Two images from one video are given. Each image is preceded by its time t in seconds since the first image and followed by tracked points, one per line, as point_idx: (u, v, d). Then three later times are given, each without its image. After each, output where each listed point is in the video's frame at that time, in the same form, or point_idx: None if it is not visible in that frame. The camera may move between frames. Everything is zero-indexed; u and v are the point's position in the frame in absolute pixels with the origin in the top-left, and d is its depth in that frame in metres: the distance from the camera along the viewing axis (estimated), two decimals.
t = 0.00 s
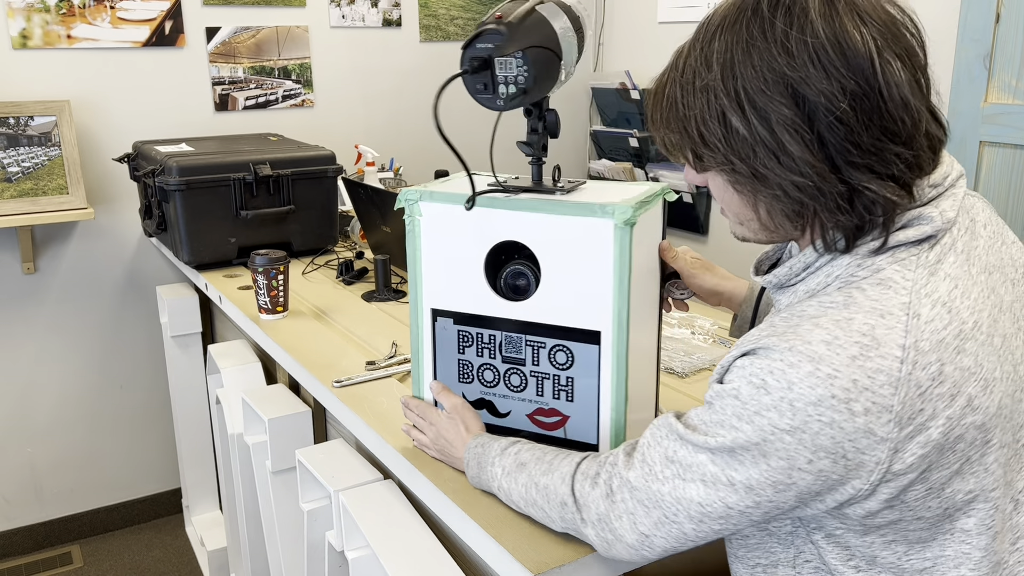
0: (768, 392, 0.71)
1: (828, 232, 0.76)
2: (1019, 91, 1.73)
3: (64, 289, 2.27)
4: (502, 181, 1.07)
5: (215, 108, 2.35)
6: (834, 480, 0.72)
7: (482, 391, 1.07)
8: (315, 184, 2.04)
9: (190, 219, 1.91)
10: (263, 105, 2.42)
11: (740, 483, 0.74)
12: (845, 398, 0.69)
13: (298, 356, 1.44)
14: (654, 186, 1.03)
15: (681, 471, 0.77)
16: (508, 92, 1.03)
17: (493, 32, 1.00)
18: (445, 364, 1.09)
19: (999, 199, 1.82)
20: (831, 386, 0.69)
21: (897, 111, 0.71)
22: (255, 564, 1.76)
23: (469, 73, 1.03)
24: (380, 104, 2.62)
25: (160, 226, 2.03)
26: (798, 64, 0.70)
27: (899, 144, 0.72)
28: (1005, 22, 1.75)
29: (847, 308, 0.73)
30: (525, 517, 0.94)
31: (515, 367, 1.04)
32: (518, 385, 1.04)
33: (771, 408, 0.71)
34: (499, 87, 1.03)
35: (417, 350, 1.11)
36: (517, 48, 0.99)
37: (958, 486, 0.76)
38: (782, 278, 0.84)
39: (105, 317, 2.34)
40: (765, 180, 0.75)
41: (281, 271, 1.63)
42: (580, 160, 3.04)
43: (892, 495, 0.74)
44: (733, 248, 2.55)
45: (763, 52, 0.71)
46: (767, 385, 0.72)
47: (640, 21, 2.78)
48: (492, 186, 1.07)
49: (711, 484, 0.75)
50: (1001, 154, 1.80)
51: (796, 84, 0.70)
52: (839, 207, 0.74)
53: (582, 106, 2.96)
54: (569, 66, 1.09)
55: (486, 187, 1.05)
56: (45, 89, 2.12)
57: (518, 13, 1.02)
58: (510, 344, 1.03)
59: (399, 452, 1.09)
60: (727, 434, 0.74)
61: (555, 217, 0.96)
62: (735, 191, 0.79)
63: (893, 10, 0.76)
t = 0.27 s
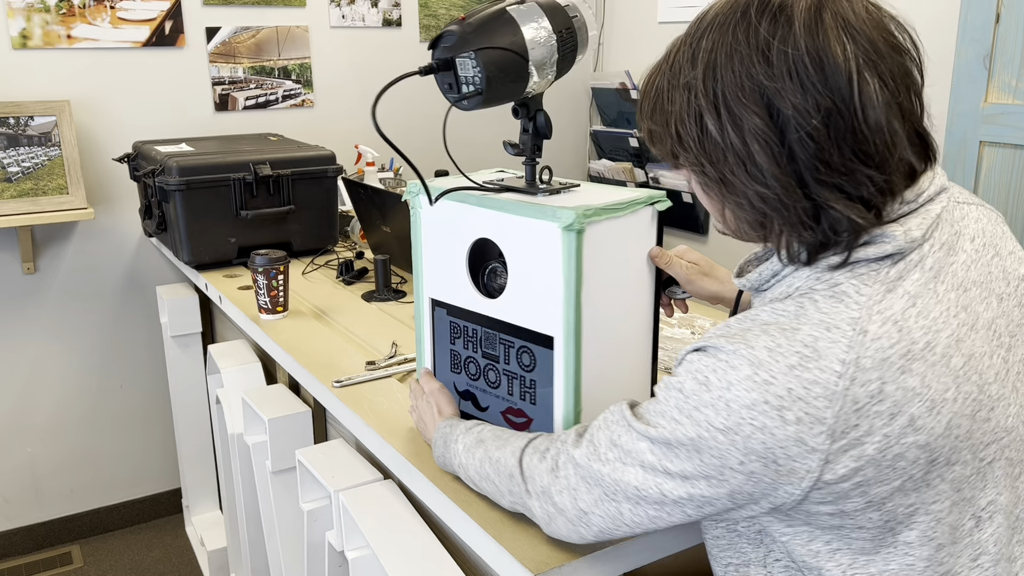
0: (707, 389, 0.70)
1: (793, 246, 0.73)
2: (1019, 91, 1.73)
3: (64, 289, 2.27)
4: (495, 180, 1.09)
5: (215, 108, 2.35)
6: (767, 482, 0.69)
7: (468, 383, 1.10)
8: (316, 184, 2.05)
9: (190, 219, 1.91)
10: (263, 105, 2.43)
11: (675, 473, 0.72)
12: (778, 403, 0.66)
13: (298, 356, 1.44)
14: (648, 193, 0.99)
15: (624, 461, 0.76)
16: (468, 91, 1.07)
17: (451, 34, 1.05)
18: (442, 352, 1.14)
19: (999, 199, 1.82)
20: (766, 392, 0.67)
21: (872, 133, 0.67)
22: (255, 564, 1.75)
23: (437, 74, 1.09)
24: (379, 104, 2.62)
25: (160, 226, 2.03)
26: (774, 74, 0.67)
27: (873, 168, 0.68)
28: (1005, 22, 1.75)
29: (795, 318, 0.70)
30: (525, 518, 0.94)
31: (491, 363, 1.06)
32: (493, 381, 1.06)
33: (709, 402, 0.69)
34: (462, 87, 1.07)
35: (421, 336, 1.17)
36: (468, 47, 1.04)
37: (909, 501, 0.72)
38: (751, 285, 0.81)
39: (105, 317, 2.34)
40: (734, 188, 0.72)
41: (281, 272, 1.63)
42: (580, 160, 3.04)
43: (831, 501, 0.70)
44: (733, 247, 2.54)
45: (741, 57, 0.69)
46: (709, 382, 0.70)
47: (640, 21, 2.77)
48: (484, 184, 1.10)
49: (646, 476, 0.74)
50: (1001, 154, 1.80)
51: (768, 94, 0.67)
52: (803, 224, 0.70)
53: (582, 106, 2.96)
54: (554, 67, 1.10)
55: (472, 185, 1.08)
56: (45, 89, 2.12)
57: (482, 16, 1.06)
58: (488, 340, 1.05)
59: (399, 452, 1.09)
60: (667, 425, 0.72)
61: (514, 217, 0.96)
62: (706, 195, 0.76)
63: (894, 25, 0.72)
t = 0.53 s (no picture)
0: (677, 353, 0.70)
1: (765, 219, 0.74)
2: (1019, 91, 1.73)
3: (64, 289, 2.27)
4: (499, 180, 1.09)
5: (215, 108, 2.35)
6: (730, 454, 0.69)
7: (470, 380, 1.11)
8: (316, 184, 2.04)
9: (190, 219, 1.91)
10: (263, 105, 2.43)
11: (639, 438, 0.71)
12: (743, 370, 0.66)
13: (298, 356, 1.44)
14: (647, 196, 0.99)
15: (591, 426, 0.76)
16: (462, 89, 1.07)
17: (447, 32, 1.07)
18: (448, 348, 1.14)
19: (999, 199, 1.82)
20: (733, 357, 0.66)
21: (850, 118, 0.66)
22: (254, 564, 1.75)
23: (435, 72, 1.11)
24: (379, 104, 2.62)
25: (160, 226, 2.03)
26: (765, 42, 0.67)
27: (845, 152, 0.67)
28: (1005, 22, 1.75)
29: (768, 293, 0.69)
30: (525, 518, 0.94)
31: (490, 361, 1.06)
32: (493, 378, 1.06)
33: (676, 365, 0.69)
34: (457, 85, 1.08)
35: (428, 332, 1.18)
36: (460, 46, 1.05)
37: (876, 485, 0.70)
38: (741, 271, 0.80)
39: (104, 317, 2.34)
40: (713, 149, 0.73)
41: (281, 272, 1.63)
42: (580, 159, 3.04)
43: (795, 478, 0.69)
44: (733, 246, 2.54)
45: (742, 20, 0.69)
46: (679, 347, 0.70)
47: (640, 21, 2.77)
48: (489, 183, 1.10)
49: (610, 437, 0.74)
50: (1001, 154, 1.80)
51: (758, 61, 0.68)
52: (771, 193, 0.71)
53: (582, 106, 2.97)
54: (554, 66, 1.09)
55: (475, 182, 1.08)
56: (45, 89, 2.12)
57: (478, 15, 1.07)
58: (487, 337, 1.06)
59: (399, 452, 1.09)
60: (636, 390, 0.72)
61: (508, 216, 0.97)
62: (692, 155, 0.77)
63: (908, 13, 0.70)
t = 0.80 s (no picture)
0: (795, 309, 0.66)
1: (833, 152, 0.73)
2: (1019, 91, 1.73)
3: (64, 289, 2.26)
4: (499, 180, 1.09)
5: (215, 108, 2.35)
6: (863, 411, 0.65)
7: (470, 379, 1.10)
8: (316, 184, 2.04)
9: (190, 219, 1.91)
10: (263, 105, 2.42)
11: (775, 418, 0.66)
12: (872, 305, 0.64)
13: (298, 356, 1.44)
14: (647, 195, 0.98)
15: (711, 428, 0.69)
16: (462, 89, 1.07)
17: (447, 32, 1.07)
18: (448, 348, 1.14)
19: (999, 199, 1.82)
20: (859, 295, 0.65)
21: (928, 47, 0.65)
22: (254, 564, 1.75)
23: (435, 71, 1.10)
24: (379, 104, 2.62)
25: (160, 226, 2.03)
26: None
27: (916, 84, 0.66)
28: (1005, 21, 1.74)
29: (873, 235, 0.68)
30: (525, 518, 0.94)
31: (491, 361, 1.06)
32: (493, 378, 1.06)
33: (798, 322, 0.66)
34: (457, 85, 1.08)
35: (428, 331, 1.17)
36: (459, 47, 1.04)
37: (970, 427, 0.70)
38: (808, 229, 0.78)
39: (104, 317, 2.34)
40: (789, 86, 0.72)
41: (281, 272, 1.63)
42: (580, 159, 3.05)
43: (915, 431, 0.67)
44: (733, 246, 2.54)
45: None
46: (793, 304, 0.67)
47: (640, 21, 2.77)
48: (489, 183, 1.09)
49: (742, 433, 0.67)
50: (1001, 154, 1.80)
51: None
52: (843, 125, 0.70)
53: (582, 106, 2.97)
54: (555, 66, 1.09)
55: (475, 182, 1.08)
56: (44, 89, 2.12)
57: (478, 15, 1.07)
58: (486, 337, 1.06)
59: (399, 452, 1.09)
60: (751, 361, 0.68)
61: (508, 216, 0.96)
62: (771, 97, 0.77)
63: None
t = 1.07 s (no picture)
0: (927, 252, 0.71)
1: (902, 121, 0.84)
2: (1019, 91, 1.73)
3: (64, 289, 2.26)
4: (498, 180, 1.09)
5: (215, 108, 2.35)
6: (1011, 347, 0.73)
7: (470, 380, 1.10)
8: (316, 184, 2.05)
9: (190, 219, 1.91)
10: (263, 105, 2.42)
11: (955, 363, 0.70)
12: (997, 238, 0.72)
13: (297, 356, 1.44)
14: (647, 195, 0.99)
15: (897, 393, 0.71)
16: (462, 89, 1.07)
17: (447, 32, 1.06)
18: (448, 349, 1.14)
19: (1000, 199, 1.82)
20: (979, 230, 0.72)
21: (984, 24, 0.78)
22: (255, 564, 1.75)
23: (435, 71, 1.11)
24: (379, 104, 2.62)
25: (160, 226, 2.03)
26: None
27: (973, 56, 0.79)
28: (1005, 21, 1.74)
29: (959, 180, 0.77)
30: (525, 518, 0.94)
31: (490, 361, 1.06)
32: (493, 379, 1.06)
33: (940, 264, 0.70)
34: (457, 85, 1.08)
35: (428, 332, 1.17)
36: (460, 46, 1.04)
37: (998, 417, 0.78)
38: (870, 189, 0.88)
39: (104, 317, 2.34)
40: (861, 61, 0.83)
41: (281, 272, 1.63)
42: (580, 159, 3.05)
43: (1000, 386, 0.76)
44: (733, 248, 2.54)
45: None
46: (924, 247, 0.72)
47: (640, 20, 2.77)
48: (489, 183, 1.10)
49: (928, 384, 0.70)
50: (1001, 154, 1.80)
51: None
52: (915, 90, 0.81)
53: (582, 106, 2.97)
54: (555, 67, 1.10)
55: (475, 182, 1.08)
56: (44, 89, 2.12)
57: (479, 15, 1.07)
58: (487, 337, 1.06)
59: (399, 452, 1.09)
60: (900, 318, 0.71)
61: (508, 216, 0.96)
62: (835, 79, 0.87)
63: None
